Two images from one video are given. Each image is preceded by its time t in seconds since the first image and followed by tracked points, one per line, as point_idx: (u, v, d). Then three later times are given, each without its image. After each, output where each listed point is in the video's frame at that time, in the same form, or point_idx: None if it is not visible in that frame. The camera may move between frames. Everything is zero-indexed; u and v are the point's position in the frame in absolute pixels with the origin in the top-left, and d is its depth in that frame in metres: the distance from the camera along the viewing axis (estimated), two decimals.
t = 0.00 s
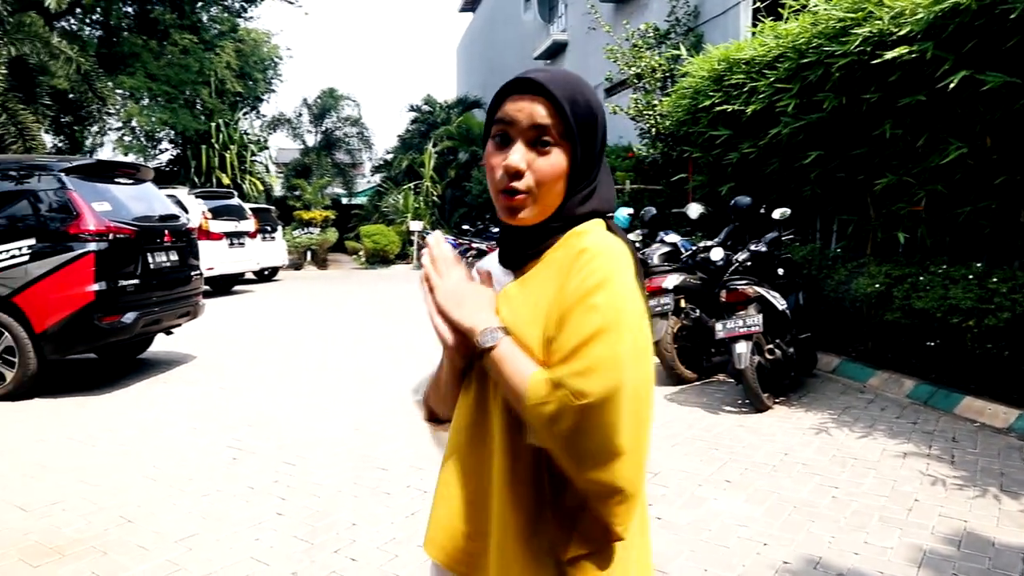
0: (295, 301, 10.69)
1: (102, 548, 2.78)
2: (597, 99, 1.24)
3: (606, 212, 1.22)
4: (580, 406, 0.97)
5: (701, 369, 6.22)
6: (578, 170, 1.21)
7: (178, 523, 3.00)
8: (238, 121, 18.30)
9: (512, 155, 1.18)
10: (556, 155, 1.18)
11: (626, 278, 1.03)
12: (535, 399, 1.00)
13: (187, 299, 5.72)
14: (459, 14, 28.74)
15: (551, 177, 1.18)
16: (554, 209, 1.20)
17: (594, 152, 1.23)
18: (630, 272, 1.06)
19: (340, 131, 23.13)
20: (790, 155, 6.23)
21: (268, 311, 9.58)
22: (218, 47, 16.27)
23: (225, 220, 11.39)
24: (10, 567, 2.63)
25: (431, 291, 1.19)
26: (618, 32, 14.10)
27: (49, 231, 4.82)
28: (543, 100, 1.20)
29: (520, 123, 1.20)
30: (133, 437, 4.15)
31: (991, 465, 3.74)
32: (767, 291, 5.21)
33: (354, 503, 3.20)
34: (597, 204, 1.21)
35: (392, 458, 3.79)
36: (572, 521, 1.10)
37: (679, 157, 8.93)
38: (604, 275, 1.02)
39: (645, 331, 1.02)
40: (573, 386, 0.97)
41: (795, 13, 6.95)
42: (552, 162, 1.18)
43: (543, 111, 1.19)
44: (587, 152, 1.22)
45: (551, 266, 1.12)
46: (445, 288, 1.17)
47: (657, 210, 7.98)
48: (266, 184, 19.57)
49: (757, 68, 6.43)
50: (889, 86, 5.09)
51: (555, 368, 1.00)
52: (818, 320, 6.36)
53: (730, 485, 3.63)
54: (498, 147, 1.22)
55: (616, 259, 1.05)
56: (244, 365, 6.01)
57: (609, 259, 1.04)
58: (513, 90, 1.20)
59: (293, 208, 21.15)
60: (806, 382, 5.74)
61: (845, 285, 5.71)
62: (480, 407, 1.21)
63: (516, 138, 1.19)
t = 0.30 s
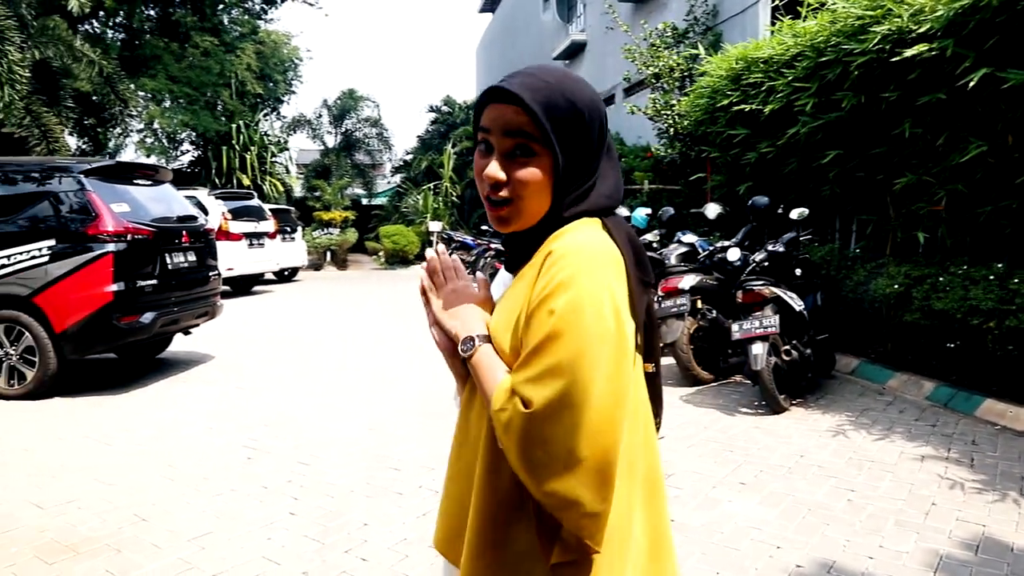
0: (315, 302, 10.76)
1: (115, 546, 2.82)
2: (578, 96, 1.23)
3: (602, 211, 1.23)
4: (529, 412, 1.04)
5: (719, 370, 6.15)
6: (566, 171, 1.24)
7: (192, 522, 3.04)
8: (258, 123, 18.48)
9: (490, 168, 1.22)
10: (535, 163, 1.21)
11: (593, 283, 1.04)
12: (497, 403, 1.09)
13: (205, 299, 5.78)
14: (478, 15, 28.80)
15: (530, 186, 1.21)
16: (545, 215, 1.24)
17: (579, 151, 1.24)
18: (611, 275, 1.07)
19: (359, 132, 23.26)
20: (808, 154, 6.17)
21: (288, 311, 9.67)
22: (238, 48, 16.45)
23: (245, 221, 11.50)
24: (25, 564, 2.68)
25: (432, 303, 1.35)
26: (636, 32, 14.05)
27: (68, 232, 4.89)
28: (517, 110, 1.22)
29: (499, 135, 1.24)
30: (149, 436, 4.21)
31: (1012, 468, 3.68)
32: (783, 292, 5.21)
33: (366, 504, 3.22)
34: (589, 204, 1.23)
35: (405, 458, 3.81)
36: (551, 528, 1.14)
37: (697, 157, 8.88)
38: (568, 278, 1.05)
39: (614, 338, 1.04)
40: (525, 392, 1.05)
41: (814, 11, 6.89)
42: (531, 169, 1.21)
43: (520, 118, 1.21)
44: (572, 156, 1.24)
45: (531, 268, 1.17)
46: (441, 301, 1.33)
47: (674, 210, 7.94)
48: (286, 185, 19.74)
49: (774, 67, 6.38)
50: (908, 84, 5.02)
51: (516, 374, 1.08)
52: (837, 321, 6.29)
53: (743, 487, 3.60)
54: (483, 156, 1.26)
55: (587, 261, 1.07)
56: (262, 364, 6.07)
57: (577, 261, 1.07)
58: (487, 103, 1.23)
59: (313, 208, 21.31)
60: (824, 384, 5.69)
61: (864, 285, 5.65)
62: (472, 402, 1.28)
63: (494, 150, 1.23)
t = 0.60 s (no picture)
0: (333, 303, 10.84)
1: (128, 545, 2.85)
2: (575, 93, 1.21)
3: (595, 213, 1.20)
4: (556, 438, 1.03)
5: (733, 372, 6.04)
6: (560, 168, 1.22)
7: (204, 522, 3.07)
8: (276, 125, 18.66)
9: (479, 161, 1.23)
10: (524, 159, 1.21)
11: (594, 315, 1.03)
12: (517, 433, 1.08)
13: (222, 301, 5.84)
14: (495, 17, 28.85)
15: (519, 179, 1.21)
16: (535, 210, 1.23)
17: (574, 148, 1.22)
18: (605, 297, 1.06)
19: (377, 134, 23.37)
20: (825, 153, 6.12)
21: (305, 311, 9.76)
22: (256, 51, 16.61)
23: (263, 222, 11.60)
24: (40, 562, 2.72)
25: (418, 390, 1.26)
26: (653, 32, 14.01)
27: (87, 234, 4.96)
28: (510, 103, 1.21)
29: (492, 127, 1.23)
30: (164, 436, 4.26)
31: None
32: (800, 292, 5.17)
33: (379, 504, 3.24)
34: (580, 206, 1.20)
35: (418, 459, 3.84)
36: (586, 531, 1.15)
37: (713, 157, 8.83)
38: (569, 315, 1.02)
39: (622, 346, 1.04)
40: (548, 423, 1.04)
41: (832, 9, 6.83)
42: (519, 166, 1.21)
43: (510, 114, 1.21)
44: (566, 155, 1.22)
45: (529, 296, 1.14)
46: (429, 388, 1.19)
47: (691, 211, 7.91)
48: (303, 187, 19.90)
49: (791, 66, 6.33)
50: (926, 82, 4.97)
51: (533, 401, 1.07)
52: (854, 322, 6.23)
53: (757, 489, 3.58)
54: (477, 147, 1.26)
55: (586, 284, 1.05)
56: (278, 365, 6.13)
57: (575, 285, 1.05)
58: (481, 95, 1.23)
59: (331, 210, 21.46)
60: (841, 385, 5.64)
61: (881, 286, 5.59)
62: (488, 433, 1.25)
63: (486, 141, 1.23)
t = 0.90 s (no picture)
0: (350, 303, 10.92)
1: (142, 544, 2.89)
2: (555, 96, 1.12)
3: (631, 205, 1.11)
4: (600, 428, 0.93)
5: (749, 373, 6.04)
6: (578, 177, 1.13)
7: (217, 521, 3.10)
8: (294, 126, 18.82)
9: (506, 205, 1.13)
10: (548, 182, 1.11)
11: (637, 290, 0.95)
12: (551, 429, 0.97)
13: (238, 301, 5.89)
14: (512, 17, 28.89)
15: (550, 204, 1.11)
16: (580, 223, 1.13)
17: (582, 153, 1.13)
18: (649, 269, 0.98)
19: (394, 135, 23.46)
20: (842, 152, 6.05)
21: (323, 311, 9.83)
22: (274, 53, 16.76)
23: (280, 223, 11.70)
24: (56, 560, 2.76)
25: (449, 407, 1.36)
26: (669, 30, 13.94)
27: (105, 235, 5.03)
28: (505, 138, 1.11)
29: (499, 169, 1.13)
30: (179, 436, 4.31)
31: None
32: (816, 291, 5.13)
33: (391, 504, 3.25)
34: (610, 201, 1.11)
35: (431, 459, 3.85)
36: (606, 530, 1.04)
37: (730, 156, 8.77)
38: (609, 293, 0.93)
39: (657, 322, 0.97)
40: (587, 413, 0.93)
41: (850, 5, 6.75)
42: (546, 192, 1.11)
43: (515, 149, 1.10)
44: (576, 159, 1.13)
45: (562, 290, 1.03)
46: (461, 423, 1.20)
47: (707, 210, 7.86)
48: (321, 188, 20.04)
49: (807, 63, 6.28)
50: (945, 78, 4.90)
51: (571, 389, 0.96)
52: (872, 322, 6.16)
53: (771, 490, 3.55)
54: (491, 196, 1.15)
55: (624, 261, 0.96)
56: (294, 365, 6.18)
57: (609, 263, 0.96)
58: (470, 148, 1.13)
59: (349, 211, 21.61)
60: (859, 386, 5.58)
61: (900, 285, 5.52)
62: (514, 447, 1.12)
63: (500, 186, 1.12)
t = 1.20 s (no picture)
0: (370, 303, 10.96)
1: (150, 541, 2.91)
2: (576, 89, 1.20)
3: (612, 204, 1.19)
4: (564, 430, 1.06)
5: (769, 378, 5.99)
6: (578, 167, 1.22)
7: (225, 520, 3.11)
8: (315, 127, 18.96)
9: (503, 181, 1.22)
10: (547, 169, 1.20)
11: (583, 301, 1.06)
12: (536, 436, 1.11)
13: (255, 299, 5.94)
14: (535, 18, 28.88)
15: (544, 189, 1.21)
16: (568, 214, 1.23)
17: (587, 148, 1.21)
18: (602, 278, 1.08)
19: (416, 135, 23.52)
20: (864, 154, 5.96)
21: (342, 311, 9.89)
22: (297, 54, 16.91)
23: (301, 223, 11.78)
24: (64, 556, 2.80)
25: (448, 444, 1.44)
26: (690, 31, 13.85)
27: (124, 233, 5.09)
28: (518, 118, 1.18)
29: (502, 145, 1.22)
30: (192, 433, 4.35)
31: None
32: (834, 295, 5.04)
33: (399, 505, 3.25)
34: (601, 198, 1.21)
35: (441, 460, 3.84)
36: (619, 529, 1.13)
37: (750, 157, 8.69)
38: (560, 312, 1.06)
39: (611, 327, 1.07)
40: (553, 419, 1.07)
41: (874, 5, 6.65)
42: (543, 176, 1.20)
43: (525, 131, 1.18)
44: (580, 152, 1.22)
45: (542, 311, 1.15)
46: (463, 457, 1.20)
47: (727, 212, 7.79)
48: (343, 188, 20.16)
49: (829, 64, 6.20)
50: (969, 79, 4.82)
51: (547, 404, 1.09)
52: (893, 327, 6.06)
53: (785, 497, 3.50)
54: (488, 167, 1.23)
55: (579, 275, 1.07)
56: (310, 364, 6.22)
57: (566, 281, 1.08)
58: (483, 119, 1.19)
59: (370, 211, 21.72)
60: (879, 392, 5.49)
61: (921, 289, 5.43)
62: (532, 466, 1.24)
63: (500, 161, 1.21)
